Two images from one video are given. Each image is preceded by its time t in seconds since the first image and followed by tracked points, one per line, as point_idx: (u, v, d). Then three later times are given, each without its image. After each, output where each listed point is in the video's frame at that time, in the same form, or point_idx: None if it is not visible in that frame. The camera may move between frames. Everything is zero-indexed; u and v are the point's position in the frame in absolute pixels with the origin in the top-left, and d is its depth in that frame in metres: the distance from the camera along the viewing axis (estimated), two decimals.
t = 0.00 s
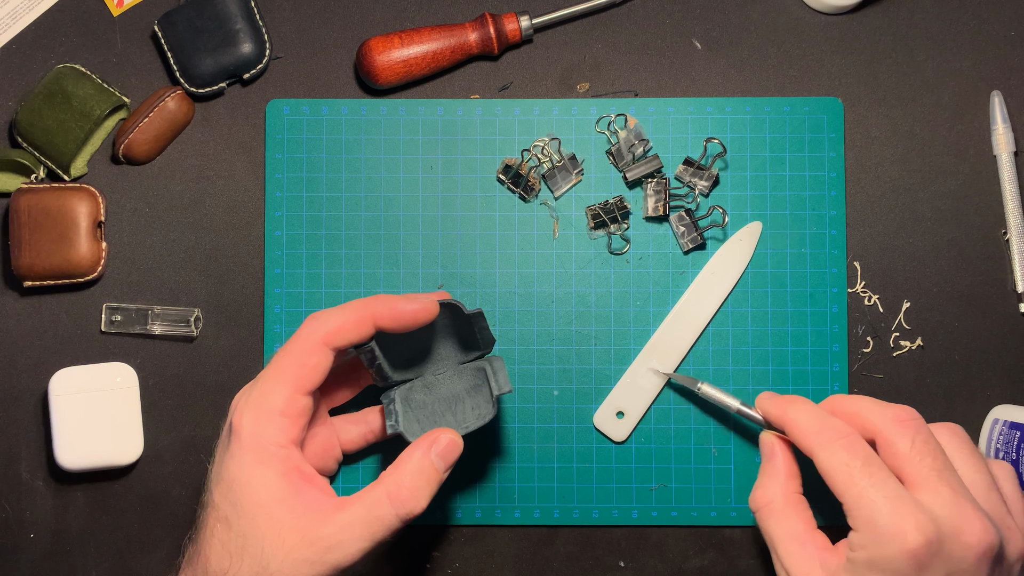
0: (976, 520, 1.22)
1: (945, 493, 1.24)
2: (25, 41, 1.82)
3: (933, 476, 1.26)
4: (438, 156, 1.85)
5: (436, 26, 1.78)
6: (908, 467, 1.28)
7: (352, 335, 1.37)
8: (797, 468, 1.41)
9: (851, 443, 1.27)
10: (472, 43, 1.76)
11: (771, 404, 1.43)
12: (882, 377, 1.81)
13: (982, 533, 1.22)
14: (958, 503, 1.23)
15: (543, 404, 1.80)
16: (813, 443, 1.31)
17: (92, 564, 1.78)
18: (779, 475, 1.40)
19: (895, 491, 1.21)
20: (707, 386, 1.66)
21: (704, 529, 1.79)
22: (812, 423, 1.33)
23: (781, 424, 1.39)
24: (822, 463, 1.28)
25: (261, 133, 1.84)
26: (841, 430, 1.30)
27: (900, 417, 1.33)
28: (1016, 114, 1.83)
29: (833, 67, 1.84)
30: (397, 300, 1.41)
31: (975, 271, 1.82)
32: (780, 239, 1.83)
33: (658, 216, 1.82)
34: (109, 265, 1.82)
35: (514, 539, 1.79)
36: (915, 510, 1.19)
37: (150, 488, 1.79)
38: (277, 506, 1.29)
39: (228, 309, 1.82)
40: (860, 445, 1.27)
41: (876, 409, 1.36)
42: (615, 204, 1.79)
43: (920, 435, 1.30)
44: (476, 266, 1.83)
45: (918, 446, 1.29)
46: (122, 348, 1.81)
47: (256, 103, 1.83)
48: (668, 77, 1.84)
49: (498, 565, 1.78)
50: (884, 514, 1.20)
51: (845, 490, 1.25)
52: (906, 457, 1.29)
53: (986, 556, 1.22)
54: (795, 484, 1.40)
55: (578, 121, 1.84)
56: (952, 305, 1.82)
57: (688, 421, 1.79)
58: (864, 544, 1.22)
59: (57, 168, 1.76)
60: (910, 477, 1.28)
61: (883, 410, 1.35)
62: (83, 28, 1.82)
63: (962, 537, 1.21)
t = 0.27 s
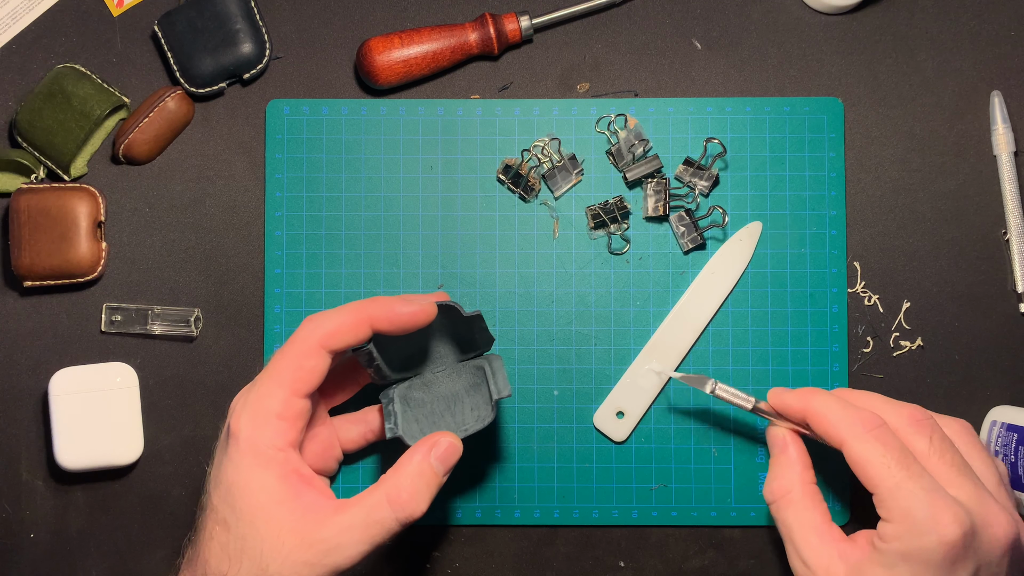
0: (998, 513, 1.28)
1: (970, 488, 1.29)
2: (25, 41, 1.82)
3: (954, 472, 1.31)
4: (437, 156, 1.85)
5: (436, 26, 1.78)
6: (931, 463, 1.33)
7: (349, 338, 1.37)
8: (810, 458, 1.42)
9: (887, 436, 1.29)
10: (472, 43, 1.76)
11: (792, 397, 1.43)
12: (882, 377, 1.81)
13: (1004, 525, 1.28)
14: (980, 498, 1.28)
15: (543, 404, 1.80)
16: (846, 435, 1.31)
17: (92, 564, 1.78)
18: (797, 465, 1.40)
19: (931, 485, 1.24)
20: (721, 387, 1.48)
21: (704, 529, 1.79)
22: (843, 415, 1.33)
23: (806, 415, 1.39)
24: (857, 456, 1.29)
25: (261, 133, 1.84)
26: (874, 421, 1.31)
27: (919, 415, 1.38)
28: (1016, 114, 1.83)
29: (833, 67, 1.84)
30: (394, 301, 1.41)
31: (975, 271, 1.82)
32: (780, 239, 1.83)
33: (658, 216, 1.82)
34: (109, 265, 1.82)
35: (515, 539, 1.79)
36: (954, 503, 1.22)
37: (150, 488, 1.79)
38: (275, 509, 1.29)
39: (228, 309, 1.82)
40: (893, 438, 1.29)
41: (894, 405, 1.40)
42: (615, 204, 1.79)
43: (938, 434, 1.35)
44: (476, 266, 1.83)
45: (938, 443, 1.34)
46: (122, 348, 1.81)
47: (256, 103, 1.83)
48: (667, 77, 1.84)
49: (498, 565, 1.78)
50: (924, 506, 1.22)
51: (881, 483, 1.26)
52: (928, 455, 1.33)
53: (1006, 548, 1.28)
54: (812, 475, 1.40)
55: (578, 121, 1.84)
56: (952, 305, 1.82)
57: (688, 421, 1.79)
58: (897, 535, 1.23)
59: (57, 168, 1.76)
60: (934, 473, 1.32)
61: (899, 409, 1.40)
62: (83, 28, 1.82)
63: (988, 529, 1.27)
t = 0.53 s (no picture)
0: (916, 464, 1.22)
1: (886, 442, 1.23)
2: (25, 41, 1.82)
3: (868, 427, 1.24)
4: (437, 156, 1.85)
5: (436, 26, 1.78)
6: (839, 418, 1.26)
7: (350, 338, 1.37)
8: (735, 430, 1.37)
9: (784, 404, 1.25)
10: (472, 43, 1.76)
11: (685, 363, 1.36)
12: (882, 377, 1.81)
13: (931, 477, 1.23)
14: (897, 452, 1.22)
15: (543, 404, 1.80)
16: (744, 406, 1.27)
17: (92, 564, 1.78)
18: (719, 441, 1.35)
19: (826, 448, 1.21)
20: (618, 369, 1.39)
21: (704, 529, 1.79)
22: (736, 386, 1.29)
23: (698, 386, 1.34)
24: (765, 428, 1.24)
25: (261, 133, 1.84)
26: (764, 392, 1.27)
27: (823, 368, 1.30)
28: (1016, 114, 1.83)
29: (832, 67, 1.84)
30: (396, 303, 1.41)
31: (975, 271, 1.82)
32: (780, 239, 1.83)
33: (658, 216, 1.81)
34: (109, 265, 1.82)
35: (514, 539, 1.79)
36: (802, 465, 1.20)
37: (150, 488, 1.79)
38: (276, 511, 1.29)
39: (228, 309, 1.82)
40: (795, 405, 1.26)
41: (794, 360, 1.32)
42: (615, 204, 1.79)
43: (847, 386, 1.28)
44: (476, 266, 1.83)
45: (847, 397, 1.27)
46: (122, 348, 1.81)
47: (256, 103, 1.83)
48: (667, 77, 1.84)
49: (498, 565, 1.78)
50: (826, 473, 1.19)
51: (786, 455, 1.22)
52: (837, 409, 1.26)
53: (931, 501, 1.24)
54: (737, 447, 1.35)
55: (578, 121, 1.84)
56: (952, 305, 1.82)
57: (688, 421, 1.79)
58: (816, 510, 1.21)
59: (57, 168, 1.76)
60: (843, 430, 1.25)
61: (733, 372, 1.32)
62: (83, 28, 1.82)
63: (906, 485, 1.22)
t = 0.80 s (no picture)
0: (809, 392, 1.17)
1: (786, 375, 1.19)
2: (25, 41, 1.82)
3: (775, 362, 1.20)
4: (437, 156, 1.85)
5: (436, 26, 1.78)
6: (746, 357, 1.23)
7: (346, 332, 1.38)
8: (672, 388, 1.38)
9: (676, 351, 1.24)
10: (472, 43, 1.76)
11: (605, 327, 1.40)
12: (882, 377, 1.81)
13: (826, 403, 1.17)
14: (804, 385, 1.18)
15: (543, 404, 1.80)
16: (648, 357, 1.27)
17: (92, 564, 1.78)
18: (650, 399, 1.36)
19: (726, 385, 1.19)
20: (543, 353, 1.43)
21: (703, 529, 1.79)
22: (641, 339, 1.29)
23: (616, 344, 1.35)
24: (663, 377, 1.24)
25: (261, 133, 1.84)
26: (663, 341, 1.27)
27: (727, 308, 1.28)
28: (1016, 114, 1.83)
29: (832, 67, 1.84)
30: (391, 296, 1.41)
31: (975, 271, 1.82)
32: (780, 239, 1.83)
33: (658, 216, 1.82)
34: (109, 265, 1.82)
35: (514, 540, 1.79)
36: (711, 403, 1.18)
37: (149, 488, 1.79)
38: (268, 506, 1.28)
39: (228, 309, 1.82)
40: (696, 351, 1.24)
41: (703, 304, 1.30)
42: (615, 204, 1.79)
43: (751, 323, 1.24)
44: (476, 266, 1.83)
45: (750, 334, 1.23)
46: (122, 348, 1.81)
47: (256, 103, 1.84)
48: (668, 77, 1.84)
49: (497, 565, 1.78)
50: (727, 412, 1.17)
51: (690, 401, 1.20)
52: (741, 346, 1.23)
53: (841, 428, 1.17)
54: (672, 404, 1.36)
55: (578, 121, 1.84)
56: (952, 305, 1.82)
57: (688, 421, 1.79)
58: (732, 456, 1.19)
59: (57, 168, 1.76)
60: (752, 369, 1.22)
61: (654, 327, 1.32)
62: (83, 28, 1.82)
63: (806, 415, 1.17)
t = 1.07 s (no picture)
0: (777, 376, 1.18)
1: (754, 359, 1.20)
2: (25, 41, 1.82)
3: (743, 347, 1.21)
4: (437, 156, 1.85)
5: (436, 26, 1.78)
6: (717, 343, 1.23)
7: (348, 332, 1.38)
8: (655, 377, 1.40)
9: (645, 339, 1.26)
10: (472, 43, 1.76)
11: (585, 321, 1.43)
12: (882, 377, 1.81)
13: (793, 386, 1.18)
14: (771, 369, 1.19)
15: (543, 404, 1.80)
16: (619, 347, 1.29)
17: (92, 564, 1.78)
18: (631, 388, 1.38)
19: (693, 370, 1.20)
20: (529, 353, 1.49)
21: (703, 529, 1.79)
22: (616, 331, 1.32)
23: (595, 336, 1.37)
24: (636, 368, 1.26)
25: (261, 133, 1.84)
26: (633, 330, 1.28)
27: (698, 295, 1.28)
28: (1016, 114, 1.83)
29: (832, 67, 1.84)
30: (393, 296, 1.41)
31: (975, 271, 1.82)
32: (780, 239, 1.83)
33: (658, 216, 1.82)
34: (109, 265, 1.82)
35: (514, 540, 1.79)
36: (678, 389, 1.20)
37: (149, 488, 1.79)
38: (268, 505, 1.28)
39: (228, 309, 1.82)
40: (666, 339, 1.25)
41: (678, 292, 1.31)
42: (615, 204, 1.79)
43: (721, 308, 1.24)
44: (476, 266, 1.83)
45: (720, 320, 1.23)
46: (122, 348, 1.81)
47: (256, 103, 1.83)
48: (668, 77, 1.84)
49: (497, 565, 1.78)
50: (693, 397, 1.18)
51: (660, 390, 1.22)
52: (710, 333, 1.24)
53: (810, 410, 1.18)
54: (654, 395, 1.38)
55: (578, 121, 1.84)
56: (952, 305, 1.82)
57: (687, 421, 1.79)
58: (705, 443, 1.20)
59: (57, 168, 1.76)
60: (724, 355, 1.23)
61: (629, 318, 1.34)
62: (84, 28, 1.82)
63: (773, 398, 1.17)
